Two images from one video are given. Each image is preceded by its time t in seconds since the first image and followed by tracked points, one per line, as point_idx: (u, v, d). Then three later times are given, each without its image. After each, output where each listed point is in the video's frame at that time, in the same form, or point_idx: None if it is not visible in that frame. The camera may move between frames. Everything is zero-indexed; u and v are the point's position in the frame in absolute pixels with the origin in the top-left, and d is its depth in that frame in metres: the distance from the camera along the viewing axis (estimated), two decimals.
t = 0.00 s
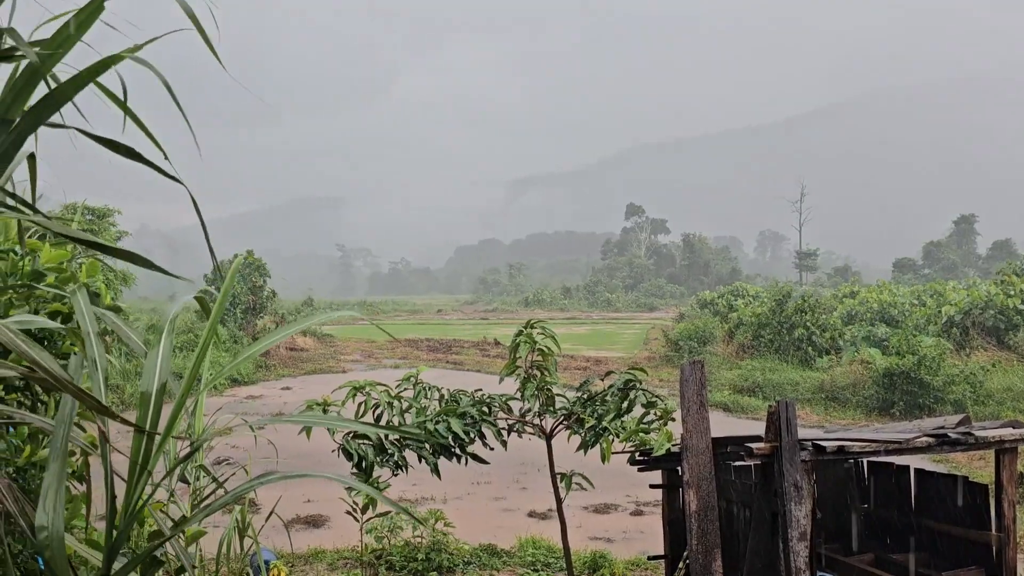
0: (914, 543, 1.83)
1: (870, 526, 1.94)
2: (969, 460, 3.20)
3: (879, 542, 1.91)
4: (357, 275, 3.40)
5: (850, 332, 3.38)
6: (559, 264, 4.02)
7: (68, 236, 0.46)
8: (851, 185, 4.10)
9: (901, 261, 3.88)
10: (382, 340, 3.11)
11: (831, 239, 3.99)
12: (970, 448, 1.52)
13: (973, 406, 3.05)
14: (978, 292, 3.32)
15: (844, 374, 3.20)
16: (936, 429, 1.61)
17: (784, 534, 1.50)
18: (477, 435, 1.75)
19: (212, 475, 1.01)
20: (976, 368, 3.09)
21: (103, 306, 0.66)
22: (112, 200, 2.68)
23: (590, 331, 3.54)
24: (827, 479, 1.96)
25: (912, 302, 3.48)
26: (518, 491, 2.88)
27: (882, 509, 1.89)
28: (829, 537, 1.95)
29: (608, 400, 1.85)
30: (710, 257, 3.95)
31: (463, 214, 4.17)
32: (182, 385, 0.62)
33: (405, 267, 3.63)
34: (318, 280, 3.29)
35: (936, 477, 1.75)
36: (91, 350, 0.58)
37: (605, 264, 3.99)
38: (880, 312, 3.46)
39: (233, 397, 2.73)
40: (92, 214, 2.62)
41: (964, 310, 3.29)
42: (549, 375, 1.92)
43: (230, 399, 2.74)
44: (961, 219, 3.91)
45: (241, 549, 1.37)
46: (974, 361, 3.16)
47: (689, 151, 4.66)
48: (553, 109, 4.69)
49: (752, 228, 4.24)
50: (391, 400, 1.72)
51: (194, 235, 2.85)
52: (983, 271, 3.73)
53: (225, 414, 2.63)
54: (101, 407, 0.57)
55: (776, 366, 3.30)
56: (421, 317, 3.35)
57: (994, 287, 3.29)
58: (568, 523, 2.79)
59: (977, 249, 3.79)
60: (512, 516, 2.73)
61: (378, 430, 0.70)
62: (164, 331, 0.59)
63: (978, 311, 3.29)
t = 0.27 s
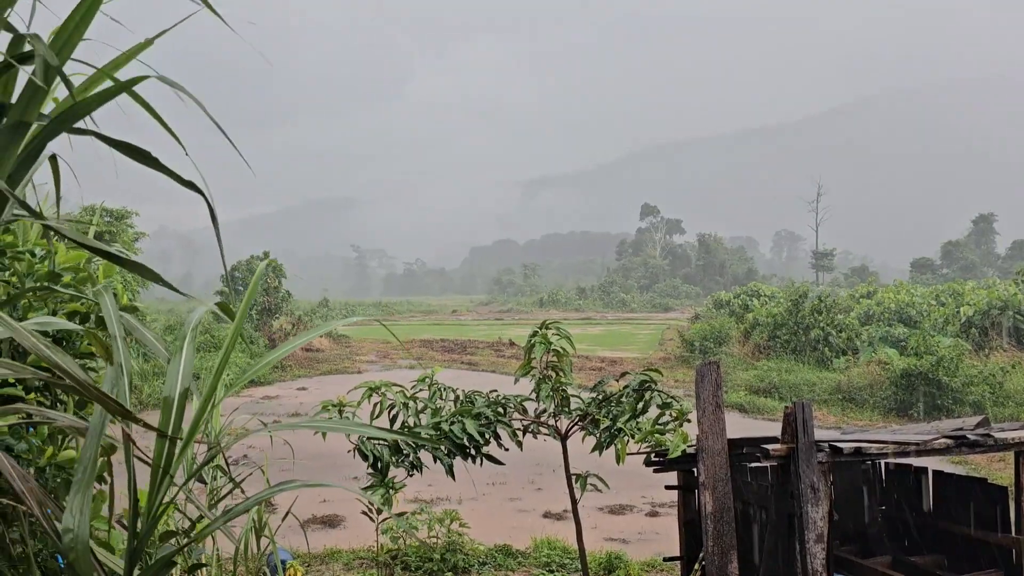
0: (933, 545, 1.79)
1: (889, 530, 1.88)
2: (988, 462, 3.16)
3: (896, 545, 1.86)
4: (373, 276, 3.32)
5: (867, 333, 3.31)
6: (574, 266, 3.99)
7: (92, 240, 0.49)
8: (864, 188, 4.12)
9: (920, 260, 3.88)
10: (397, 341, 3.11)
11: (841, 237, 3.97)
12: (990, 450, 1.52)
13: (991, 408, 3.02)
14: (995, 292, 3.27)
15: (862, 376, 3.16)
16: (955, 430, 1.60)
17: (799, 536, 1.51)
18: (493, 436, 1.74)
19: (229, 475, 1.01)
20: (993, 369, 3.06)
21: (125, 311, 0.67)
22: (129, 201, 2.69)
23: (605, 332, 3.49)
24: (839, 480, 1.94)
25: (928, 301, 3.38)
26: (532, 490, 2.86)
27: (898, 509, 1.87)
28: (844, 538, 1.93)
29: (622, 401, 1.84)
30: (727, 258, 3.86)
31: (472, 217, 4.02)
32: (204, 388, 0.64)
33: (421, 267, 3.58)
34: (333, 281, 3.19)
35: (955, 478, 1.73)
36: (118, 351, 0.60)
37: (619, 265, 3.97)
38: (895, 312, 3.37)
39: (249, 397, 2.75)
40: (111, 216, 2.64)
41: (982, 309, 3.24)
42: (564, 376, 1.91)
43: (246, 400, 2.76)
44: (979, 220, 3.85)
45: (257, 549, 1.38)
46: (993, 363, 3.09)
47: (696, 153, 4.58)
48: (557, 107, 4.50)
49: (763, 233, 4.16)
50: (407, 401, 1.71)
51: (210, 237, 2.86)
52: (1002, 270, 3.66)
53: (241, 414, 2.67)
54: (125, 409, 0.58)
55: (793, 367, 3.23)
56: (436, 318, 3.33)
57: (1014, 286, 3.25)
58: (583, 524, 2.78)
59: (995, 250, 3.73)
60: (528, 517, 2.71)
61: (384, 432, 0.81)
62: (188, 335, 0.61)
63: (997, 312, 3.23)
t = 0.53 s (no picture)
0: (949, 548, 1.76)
1: (906, 532, 1.85)
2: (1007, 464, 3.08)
3: (914, 548, 1.83)
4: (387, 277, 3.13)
5: (883, 333, 3.08)
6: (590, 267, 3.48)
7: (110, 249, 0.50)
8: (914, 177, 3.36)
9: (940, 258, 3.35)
10: (411, 342, 3.10)
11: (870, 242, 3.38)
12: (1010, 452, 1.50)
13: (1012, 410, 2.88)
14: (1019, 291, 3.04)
15: (879, 376, 2.99)
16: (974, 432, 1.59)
17: (815, 538, 1.52)
18: (508, 437, 1.73)
19: (246, 476, 1.02)
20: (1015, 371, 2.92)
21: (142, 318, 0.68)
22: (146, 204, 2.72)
23: (618, 333, 3.30)
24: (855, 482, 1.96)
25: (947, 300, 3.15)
26: (548, 493, 2.75)
27: (915, 512, 1.84)
28: (859, 540, 1.94)
29: (637, 402, 1.82)
30: (740, 257, 3.46)
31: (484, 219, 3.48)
32: (221, 393, 0.65)
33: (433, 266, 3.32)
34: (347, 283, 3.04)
35: (974, 480, 1.70)
36: (136, 357, 0.60)
37: (634, 263, 3.54)
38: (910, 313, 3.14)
39: (266, 399, 2.79)
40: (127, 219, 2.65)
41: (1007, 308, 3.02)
42: (578, 377, 1.89)
43: (263, 401, 2.79)
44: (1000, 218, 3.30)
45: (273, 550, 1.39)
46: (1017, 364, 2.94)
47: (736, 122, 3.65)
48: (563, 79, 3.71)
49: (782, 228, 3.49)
50: (421, 402, 1.71)
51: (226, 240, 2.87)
52: None
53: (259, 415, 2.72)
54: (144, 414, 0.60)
55: (810, 368, 3.05)
56: (452, 319, 3.25)
57: None
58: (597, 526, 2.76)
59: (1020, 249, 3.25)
60: (544, 519, 2.67)
61: (402, 437, 0.79)
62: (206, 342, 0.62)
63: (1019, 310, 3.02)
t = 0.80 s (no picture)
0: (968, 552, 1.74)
1: (925, 537, 1.82)
2: None
3: (931, 552, 1.80)
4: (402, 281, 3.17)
5: (901, 335, 2.97)
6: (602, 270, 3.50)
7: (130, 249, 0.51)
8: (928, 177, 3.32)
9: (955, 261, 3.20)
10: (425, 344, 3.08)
11: (883, 241, 3.30)
12: None
13: None
14: None
15: (895, 378, 2.84)
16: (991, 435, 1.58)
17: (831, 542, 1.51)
18: (522, 440, 1.73)
19: (262, 479, 1.02)
20: None
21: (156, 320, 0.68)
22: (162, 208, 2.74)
23: (631, 335, 3.21)
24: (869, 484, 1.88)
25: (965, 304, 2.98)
26: (561, 495, 2.76)
27: (938, 517, 1.80)
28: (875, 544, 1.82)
29: (651, 405, 1.81)
30: (756, 258, 3.40)
31: (498, 220, 3.54)
32: (233, 392, 0.65)
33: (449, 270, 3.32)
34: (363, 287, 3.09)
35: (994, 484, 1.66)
36: (146, 359, 0.60)
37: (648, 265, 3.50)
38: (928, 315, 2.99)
39: (279, 401, 2.80)
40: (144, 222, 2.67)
41: None
42: (592, 380, 1.88)
43: (277, 403, 2.80)
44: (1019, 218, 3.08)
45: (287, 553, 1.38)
46: None
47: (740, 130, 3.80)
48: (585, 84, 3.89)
49: (794, 229, 3.50)
50: (435, 405, 1.71)
51: (242, 243, 2.88)
52: None
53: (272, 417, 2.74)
54: (158, 415, 0.60)
55: (825, 371, 2.97)
56: (467, 321, 3.16)
57: None
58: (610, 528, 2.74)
59: None
60: (556, 521, 2.66)
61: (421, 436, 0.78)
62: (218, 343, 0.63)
63: None
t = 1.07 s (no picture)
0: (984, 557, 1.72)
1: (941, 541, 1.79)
2: None
3: (946, 558, 1.77)
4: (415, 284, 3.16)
5: (917, 338, 2.94)
6: (616, 273, 3.39)
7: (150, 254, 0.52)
8: (943, 179, 3.25)
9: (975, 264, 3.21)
10: (438, 347, 3.08)
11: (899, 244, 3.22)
12: None
13: None
14: None
15: (910, 380, 2.84)
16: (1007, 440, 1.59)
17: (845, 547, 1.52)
18: (534, 443, 1.73)
19: (274, 481, 1.02)
20: None
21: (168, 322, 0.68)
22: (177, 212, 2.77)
23: (644, 338, 3.18)
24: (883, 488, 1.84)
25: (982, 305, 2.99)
26: (576, 498, 2.73)
27: (945, 519, 1.78)
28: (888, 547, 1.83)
29: (665, 408, 1.79)
30: (768, 262, 3.31)
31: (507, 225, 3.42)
32: (243, 394, 0.66)
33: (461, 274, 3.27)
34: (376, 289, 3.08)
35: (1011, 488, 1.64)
36: (153, 363, 0.60)
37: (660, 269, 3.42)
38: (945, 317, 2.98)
39: (292, 403, 2.81)
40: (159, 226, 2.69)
41: None
42: (605, 383, 1.87)
43: (290, 406, 2.82)
44: None
45: (301, 554, 1.39)
46: None
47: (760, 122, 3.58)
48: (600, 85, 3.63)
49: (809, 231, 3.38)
50: (448, 408, 1.71)
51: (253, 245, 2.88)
52: None
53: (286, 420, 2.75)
54: (170, 419, 0.60)
55: (840, 374, 2.95)
56: (479, 325, 3.16)
57: None
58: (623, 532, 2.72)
59: None
60: (568, 525, 2.65)
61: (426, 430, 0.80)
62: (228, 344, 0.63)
63: None
